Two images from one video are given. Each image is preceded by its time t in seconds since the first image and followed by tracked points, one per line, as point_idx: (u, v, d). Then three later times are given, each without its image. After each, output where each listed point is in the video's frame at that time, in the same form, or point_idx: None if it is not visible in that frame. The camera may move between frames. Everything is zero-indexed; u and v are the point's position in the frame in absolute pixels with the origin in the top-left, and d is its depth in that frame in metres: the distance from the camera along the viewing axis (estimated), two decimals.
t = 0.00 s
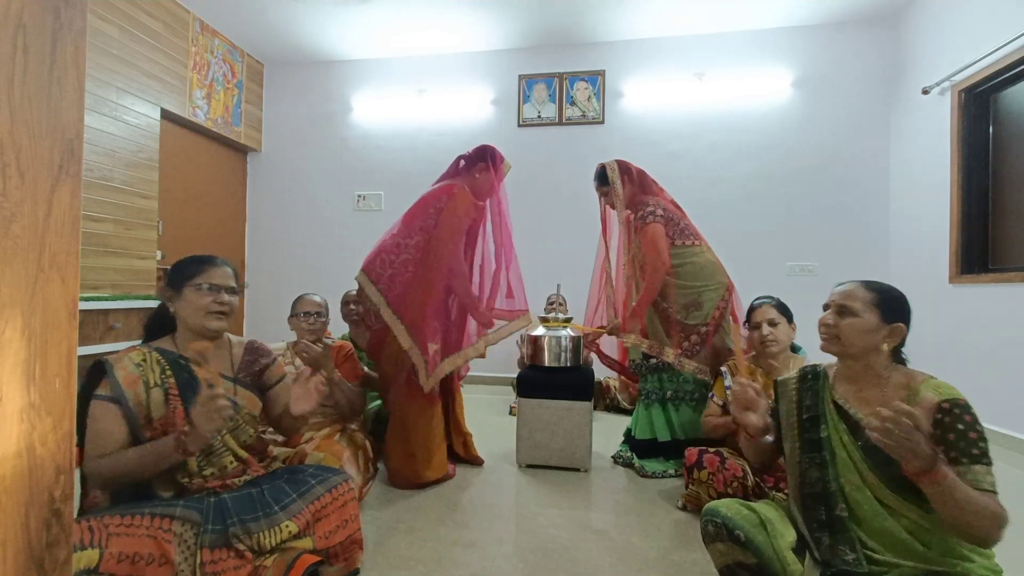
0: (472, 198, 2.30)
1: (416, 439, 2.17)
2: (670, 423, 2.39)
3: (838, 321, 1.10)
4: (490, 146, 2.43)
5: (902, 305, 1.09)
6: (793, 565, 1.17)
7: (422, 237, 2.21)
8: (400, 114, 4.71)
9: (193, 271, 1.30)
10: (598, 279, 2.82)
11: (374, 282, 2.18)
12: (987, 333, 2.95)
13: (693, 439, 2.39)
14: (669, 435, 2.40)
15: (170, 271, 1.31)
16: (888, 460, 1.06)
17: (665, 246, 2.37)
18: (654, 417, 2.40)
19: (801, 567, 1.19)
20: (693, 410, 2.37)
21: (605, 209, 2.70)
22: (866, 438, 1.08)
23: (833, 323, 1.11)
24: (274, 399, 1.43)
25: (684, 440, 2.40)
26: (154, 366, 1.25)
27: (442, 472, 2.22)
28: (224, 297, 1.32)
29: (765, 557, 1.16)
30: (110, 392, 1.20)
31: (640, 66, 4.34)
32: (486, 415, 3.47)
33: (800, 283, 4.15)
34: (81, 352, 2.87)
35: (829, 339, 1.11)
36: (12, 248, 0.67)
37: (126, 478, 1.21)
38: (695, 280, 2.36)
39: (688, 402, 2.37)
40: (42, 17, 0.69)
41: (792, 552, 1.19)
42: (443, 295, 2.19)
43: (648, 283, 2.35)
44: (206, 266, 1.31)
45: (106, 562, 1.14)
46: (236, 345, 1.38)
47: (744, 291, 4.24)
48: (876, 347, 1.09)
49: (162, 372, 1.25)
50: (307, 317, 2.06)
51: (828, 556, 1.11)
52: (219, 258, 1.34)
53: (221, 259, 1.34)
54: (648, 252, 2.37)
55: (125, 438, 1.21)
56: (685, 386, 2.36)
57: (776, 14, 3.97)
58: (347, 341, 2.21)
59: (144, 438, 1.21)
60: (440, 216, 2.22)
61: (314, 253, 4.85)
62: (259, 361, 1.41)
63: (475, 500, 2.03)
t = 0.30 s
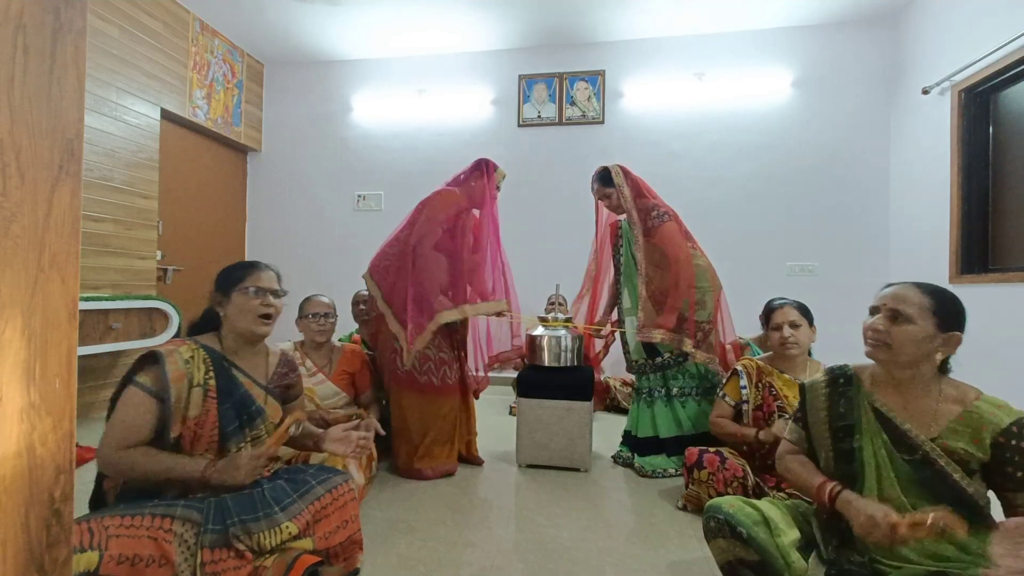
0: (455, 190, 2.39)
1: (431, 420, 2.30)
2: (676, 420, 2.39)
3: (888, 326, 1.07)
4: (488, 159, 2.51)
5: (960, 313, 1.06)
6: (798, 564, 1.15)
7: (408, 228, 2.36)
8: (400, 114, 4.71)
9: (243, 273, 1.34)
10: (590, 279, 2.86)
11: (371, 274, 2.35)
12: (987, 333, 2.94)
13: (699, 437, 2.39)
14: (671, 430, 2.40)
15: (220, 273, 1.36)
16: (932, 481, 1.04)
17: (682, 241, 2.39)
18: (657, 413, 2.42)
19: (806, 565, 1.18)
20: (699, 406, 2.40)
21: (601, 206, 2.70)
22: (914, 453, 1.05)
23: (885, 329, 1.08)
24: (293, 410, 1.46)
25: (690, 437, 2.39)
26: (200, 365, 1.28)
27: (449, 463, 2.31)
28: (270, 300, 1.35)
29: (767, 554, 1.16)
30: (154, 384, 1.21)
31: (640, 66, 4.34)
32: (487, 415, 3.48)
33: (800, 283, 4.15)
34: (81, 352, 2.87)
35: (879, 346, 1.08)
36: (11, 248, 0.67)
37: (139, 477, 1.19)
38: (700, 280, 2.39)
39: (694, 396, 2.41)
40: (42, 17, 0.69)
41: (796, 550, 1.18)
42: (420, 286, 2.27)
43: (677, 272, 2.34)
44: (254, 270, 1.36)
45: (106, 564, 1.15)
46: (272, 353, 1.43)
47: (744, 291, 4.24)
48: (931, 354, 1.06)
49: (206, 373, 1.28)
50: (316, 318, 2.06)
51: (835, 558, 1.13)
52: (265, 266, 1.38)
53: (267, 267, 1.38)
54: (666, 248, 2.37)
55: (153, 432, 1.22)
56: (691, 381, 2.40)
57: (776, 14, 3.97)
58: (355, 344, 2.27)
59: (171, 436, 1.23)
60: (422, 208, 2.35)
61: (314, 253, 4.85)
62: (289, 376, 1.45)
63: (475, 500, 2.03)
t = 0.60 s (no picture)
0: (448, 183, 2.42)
1: (419, 416, 2.43)
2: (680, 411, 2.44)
3: (907, 327, 1.06)
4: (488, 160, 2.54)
5: (982, 317, 1.04)
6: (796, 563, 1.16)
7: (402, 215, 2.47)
8: (400, 114, 4.71)
9: (263, 275, 1.35)
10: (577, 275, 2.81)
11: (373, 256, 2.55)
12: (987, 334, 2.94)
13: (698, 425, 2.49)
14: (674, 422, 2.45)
15: (241, 274, 1.36)
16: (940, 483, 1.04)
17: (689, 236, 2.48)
18: (663, 408, 2.43)
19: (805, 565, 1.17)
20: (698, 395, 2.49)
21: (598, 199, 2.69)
22: (923, 451, 1.04)
23: (903, 330, 1.06)
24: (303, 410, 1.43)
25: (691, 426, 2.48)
26: (234, 356, 1.31)
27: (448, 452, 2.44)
28: (288, 302, 1.35)
29: (767, 554, 1.16)
30: (201, 369, 1.23)
31: (640, 66, 4.34)
32: (486, 415, 3.48)
33: (800, 283, 4.15)
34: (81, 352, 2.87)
35: (896, 347, 1.07)
36: (11, 248, 0.67)
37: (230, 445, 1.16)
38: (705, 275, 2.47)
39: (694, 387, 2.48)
40: (42, 16, 0.69)
41: (796, 550, 1.18)
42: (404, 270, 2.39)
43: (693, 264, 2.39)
44: (275, 272, 1.36)
45: (106, 566, 1.17)
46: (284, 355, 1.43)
47: (744, 292, 4.24)
48: (948, 357, 1.05)
49: (240, 364, 1.30)
50: (321, 317, 2.06)
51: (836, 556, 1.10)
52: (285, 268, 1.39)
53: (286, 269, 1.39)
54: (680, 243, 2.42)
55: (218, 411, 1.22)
56: (692, 374, 2.46)
57: (776, 14, 3.97)
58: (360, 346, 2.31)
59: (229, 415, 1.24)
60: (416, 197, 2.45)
61: (314, 253, 4.85)
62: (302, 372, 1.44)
63: (475, 500, 2.03)
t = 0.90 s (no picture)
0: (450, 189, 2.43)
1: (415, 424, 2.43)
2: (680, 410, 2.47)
3: (883, 325, 1.06)
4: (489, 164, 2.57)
5: (957, 313, 1.05)
6: (796, 563, 1.15)
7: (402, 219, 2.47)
8: (400, 114, 4.71)
9: (257, 276, 1.34)
10: (574, 277, 2.79)
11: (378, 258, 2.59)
12: (987, 333, 2.94)
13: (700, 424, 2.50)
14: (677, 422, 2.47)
15: (233, 275, 1.35)
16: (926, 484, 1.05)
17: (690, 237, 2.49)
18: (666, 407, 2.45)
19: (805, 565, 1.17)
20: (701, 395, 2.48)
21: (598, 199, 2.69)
22: (904, 451, 1.06)
23: (880, 328, 1.06)
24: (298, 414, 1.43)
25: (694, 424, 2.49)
26: (219, 365, 1.29)
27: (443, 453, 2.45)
28: (282, 303, 1.34)
29: (767, 555, 1.16)
30: (178, 382, 1.22)
31: (640, 66, 4.34)
32: (486, 415, 3.48)
33: (800, 283, 4.15)
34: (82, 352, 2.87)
35: (873, 344, 1.08)
36: (11, 249, 0.67)
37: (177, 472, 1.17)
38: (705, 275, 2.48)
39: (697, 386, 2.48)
40: (42, 16, 0.69)
41: (795, 551, 1.17)
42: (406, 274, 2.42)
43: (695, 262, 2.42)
44: (269, 272, 1.36)
45: (106, 566, 1.16)
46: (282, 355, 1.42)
47: (744, 291, 4.24)
48: (925, 354, 1.05)
49: (226, 372, 1.29)
50: (312, 319, 2.06)
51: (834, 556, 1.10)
52: (278, 269, 1.39)
53: (279, 269, 1.39)
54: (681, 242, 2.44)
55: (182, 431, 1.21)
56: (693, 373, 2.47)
57: (776, 14, 3.97)
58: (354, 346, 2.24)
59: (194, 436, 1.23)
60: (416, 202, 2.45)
61: (314, 253, 4.85)
62: (297, 376, 1.43)
63: (475, 500, 2.03)
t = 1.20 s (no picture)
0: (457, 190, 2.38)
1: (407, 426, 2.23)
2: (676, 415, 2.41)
3: (844, 321, 1.08)
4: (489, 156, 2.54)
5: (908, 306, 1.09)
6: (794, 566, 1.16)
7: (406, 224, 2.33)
8: (400, 114, 4.71)
9: (220, 270, 1.32)
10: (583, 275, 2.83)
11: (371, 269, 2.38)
12: (988, 333, 2.94)
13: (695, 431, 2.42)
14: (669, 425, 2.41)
15: (197, 271, 1.33)
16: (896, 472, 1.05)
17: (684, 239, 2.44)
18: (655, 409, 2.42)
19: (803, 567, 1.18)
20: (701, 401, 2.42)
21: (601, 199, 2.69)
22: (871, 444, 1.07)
23: (837, 325, 1.09)
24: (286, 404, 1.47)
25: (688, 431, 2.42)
26: (189, 360, 1.29)
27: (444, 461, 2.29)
28: (248, 297, 1.33)
29: (766, 556, 1.17)
30: (149, 380, 1.23)
31: (640, 66, 4.34)
32: (486, 415, 3.48)
33: (800, 283, 4.15)
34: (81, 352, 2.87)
35: (833, 341, 1.10)
36: (11, 248, 0.67)
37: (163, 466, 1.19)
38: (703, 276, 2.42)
39: (698, 391, 2.42)
40: (42, 16, 0.69)
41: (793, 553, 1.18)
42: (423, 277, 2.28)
43: (680, 269, 2.36)
44: (234, 265, 1.34)
45: (106, 565, 1.15)
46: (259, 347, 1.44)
47: (744, 291, 4.24)
48: (882, 347, 1.07)
49: (197, 366, 1.29)
50: (303, 317, 2.06)
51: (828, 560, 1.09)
52: (242, 261, 1.36)
53: (243, 262, 1.36)
54: (671, 245, 2.41)
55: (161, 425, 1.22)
56: (694, 376, 2.41)
57: (776, 14, 3.97)
58: (345, 344, 2.16)
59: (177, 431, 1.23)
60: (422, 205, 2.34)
61: (314, 254, 4.85)
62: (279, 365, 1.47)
63: (475, 500, 2.03)
